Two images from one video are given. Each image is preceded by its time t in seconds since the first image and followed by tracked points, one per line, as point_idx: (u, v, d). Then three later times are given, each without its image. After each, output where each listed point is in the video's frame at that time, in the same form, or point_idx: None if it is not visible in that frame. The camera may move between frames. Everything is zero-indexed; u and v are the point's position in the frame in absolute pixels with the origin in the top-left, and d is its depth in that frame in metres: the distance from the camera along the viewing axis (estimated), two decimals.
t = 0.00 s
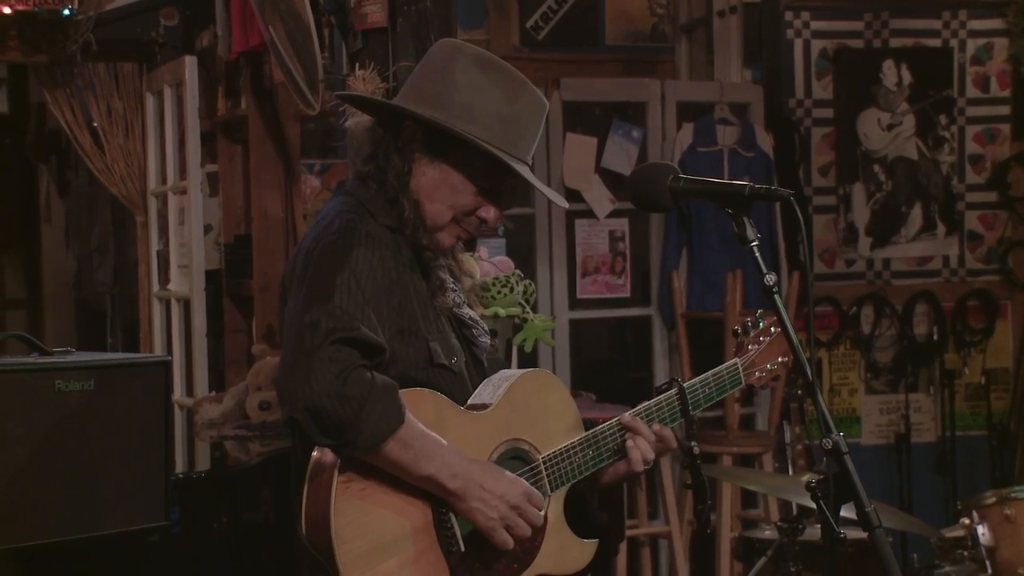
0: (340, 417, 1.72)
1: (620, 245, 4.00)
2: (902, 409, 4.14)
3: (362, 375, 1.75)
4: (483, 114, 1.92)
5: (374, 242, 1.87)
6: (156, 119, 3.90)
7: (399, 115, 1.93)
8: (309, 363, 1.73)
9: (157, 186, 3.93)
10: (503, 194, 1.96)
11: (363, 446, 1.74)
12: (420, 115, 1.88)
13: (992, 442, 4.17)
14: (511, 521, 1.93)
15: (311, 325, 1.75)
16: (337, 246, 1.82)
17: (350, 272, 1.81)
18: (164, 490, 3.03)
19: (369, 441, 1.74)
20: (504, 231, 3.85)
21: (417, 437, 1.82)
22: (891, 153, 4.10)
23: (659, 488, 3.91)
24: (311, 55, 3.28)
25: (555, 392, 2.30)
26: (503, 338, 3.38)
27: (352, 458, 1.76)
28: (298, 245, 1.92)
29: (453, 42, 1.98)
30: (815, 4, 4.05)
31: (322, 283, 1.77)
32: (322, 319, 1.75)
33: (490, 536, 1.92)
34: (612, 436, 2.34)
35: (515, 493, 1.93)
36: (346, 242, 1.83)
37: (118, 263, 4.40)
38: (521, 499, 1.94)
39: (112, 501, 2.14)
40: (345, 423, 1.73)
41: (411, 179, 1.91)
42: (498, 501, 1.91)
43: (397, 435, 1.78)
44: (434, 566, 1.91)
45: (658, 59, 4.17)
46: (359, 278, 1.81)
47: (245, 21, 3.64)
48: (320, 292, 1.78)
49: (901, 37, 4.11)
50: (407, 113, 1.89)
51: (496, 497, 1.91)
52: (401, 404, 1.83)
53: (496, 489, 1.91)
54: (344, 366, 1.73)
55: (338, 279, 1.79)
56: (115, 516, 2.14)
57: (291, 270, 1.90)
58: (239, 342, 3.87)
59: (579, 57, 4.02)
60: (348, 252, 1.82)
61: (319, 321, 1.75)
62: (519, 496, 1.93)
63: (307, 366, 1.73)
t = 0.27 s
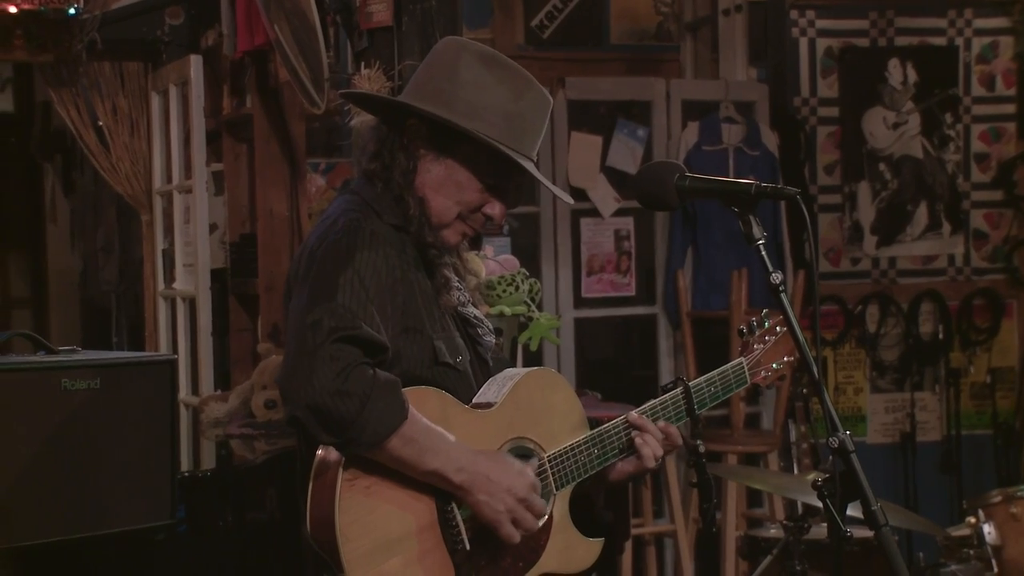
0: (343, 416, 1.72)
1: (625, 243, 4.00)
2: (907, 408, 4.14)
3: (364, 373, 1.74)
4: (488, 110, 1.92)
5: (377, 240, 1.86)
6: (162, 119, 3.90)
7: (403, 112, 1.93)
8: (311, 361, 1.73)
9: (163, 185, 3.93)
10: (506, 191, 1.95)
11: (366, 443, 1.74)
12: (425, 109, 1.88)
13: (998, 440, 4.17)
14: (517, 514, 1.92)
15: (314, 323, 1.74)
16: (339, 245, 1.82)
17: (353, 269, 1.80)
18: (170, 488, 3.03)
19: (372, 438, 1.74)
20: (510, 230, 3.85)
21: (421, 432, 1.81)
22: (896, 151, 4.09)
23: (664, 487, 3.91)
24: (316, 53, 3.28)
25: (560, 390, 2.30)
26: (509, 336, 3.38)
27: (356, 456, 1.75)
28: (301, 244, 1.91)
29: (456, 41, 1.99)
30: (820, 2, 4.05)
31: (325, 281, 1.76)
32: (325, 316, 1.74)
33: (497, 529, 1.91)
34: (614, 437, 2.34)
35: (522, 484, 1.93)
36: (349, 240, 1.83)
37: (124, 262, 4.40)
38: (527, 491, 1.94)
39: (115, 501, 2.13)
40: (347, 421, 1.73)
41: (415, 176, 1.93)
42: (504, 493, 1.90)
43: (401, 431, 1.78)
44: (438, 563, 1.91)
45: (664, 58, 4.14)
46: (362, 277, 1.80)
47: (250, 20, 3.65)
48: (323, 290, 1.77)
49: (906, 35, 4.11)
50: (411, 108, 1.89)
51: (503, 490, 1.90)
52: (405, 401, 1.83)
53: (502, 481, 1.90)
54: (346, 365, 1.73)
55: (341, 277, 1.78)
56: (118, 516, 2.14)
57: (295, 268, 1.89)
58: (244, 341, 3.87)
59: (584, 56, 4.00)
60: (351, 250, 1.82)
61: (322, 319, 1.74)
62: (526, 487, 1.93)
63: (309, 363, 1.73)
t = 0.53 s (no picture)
0: (349, 415, 1.73)
1: (629, 243, 4.00)
2: (910, 408, 4.14)
3: (370, 372, 1.75)
4: (492, 113, 1.93)
5: (383, 239, 1.86)
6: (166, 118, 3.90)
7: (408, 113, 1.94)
8: (317, 359, 1.73)
9: (167, 184, 3.93)
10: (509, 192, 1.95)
11: (371, 442, 1.75)
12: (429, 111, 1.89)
13: (1001, 440, 4.17)
14: (517, 519, 1.92)
15: (320, 321, 1.75)
16: (345, 244, 1.82)
17: (359, 268, 1.80)
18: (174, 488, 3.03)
19: (377, 437, 1.75)
20: (513, 229, 3.85)
21: (423, 434, 1.82)
22: (901, 151, 4.09)
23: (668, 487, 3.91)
24: (321, 53, 3.28)
25: (564, 390, 2.29)
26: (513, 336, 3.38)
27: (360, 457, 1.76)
28: (306, 243, 1.91)
29: (463, 43, 1.99)
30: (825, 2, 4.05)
31: (331, 280, 1.76)
32: (331, 315, 1.74)
33: (497, 534, 1.91)
34: (642, 425, 2.38)
35: (521, 491, 1.93)
36: (354, 239, 1.83)
37: (128, 262, 4.41)
38: (527, 497, 1.94)
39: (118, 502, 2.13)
40: (352, 420, 1.73)
41: (419, 177, 1.93)
42: (503, 499, 1.90)
43: (404, 432, 1.79)
44: (441, 563, 1.91)
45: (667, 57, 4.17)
46: (367, 276, 1.81)
47: (255, 20, 3.65)
48: (328, 289, 1.77)
49: (911, 35, 4.11)
50: (416, 109, 1.90)
51: (503, 496, 1.90)
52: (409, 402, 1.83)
53: (502, 488, 1.90)
54: (352, 364, 1.73)
55: (347, 276, 1.78)
56: (120, 517, 2.13)
57: (299, 266, 1.89)
58: (249, 341, 3.87)
59: (589, 55, 4.01)
60: (356, 250, 1.82)
61: (328, 318, 1.74)
62: (526, 494, 1.93)
63: (315, 362, 1.73)
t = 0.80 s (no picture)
0: (356, 401, 1.73)
1: (631, 241, 4.01)
2: (912, 406, 4.14)
3: (375, 361, 1.76)
4: (491, 111, 1.93)
5: (385, 231, 1.87)
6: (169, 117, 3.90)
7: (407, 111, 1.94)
8: (324, 347, 1.75)
9: (170, 183, 3.93)
10: (507, 184, 1.97)
11: (380, 430, 1.75)
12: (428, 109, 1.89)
13: (1003, 438, 4.17)
14: (526, 510, 1.93)
15: (325, 311, 1.76)
16: (348, 237, 1.83)
17: (362, 259, 1.82)
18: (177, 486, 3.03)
19: (386, 425, 1.75)
20: (515, 228, 3.85)
21: (432, 422, 1.82)
22: (903, 149, 4.09)
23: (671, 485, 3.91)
24: (323, 51, 3.28)
25: (566, 383, 2.30)
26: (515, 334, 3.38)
27: (369, 445, 1.76)
28: (308, 240, 1.92)
29: (462, 42, 2.00)
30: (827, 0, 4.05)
31: (335, 270, 1.78)
32: (336, 305, 1.76)
33: (505, 525, 1.92)
34: (644, 418, 2.41)
35: (529, 480, 1.94)
36: (357, 231, 1.84)
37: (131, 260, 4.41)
38: (535, 487, 1.95)
39: (123, 500, 2.13)
40: (360, 408, 1.74)
41: (419, 176, 1.95)
42: (512, 489, 1.91)
43: (413, 420, 1.79)
44: (450, 555, 1.91)
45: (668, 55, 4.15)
46: (370, 267, 1.82)
47: (257, 18, 3.65)
48: (333, 280, 1.79)
49: (913, 33, 4.11)
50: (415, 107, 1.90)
51: (512, 485, 1.91)
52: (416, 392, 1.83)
53: (511, 477, 1.91)
54: (357, 352, 1.75)
55: (350, 267, 1.80)
56: (122, 517, 2.13)
57: (302, 262, 1.91)
58: (251, 339, 3.87)
59: (591, 54, 4.01)
60: (358, 242, 1.83)
61: (333, 307, 1.76)
62: (533, 484, 1.94)
63: (322, 350, 1.75)
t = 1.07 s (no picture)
0: (371, 388, 1.75)
1: (632, 241, 4.00)
2: (913, 406, 4.14)
3: (388, 348, 1.78)
4: (488, 109, 1.95)
5: (389, 225, 1.88)
6: (169, 117, 3.90)
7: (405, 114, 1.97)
8: (338, 334, 1.75)
9: (169, 183, 3.92)
10: (507, 181, 2.00)
11: (393, 417, 1.77)
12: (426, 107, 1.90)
13: (1004, 438, 4.17)
14: (535, 500, 1.95)
15: (336, 300, 1.77)
16: (355, 229, 1.84)
17: (370, 251, 1.83)
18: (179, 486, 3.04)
19: (401, 411, 1.77)
20: (515, 228, 3.85)
21: (444, 412, 1.84)
22: (903, 150, 4.09)
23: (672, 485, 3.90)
24: (324, 51, 3.28)
25: (565, 379, 2.34)
26: (516, 334, 3.38)
27: (381, 432, 1.78)
28: (309, 237, 1.92)
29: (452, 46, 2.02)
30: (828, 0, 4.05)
31: (345, 261, 1.79)
32: (347, 294, 1.77)
33: (516, 516, 1.94)
34: (643, 415, 2.43)
35: (538, 472, 1.96)
36: (364, 223, 1.85)
37: (131, 260, 4.40)
38: (544, 478, 1.97)
39: (122, 501, 2.12)
40: (375, 396, 1.75)
41: (417, 175, 1.97)
42: (521, 480, 1.93)
43: (426, 407, 1.81)
44: (459, 543, 1.93)
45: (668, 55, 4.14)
46: (379, 259, 1.83)
47: (258, 18, 3.65)
48: (342, 270, 1.79)
49: (914, 33, 4.11)
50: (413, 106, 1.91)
51: (522, 476, 1.93)
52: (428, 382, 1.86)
53: (521, 468, 1.93)
54: (371, 339, 1.76)
55: (359, 258, 1.81)
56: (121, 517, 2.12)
57: (304, 259, 1.91)
58: (252, 338, 3.87)
59: (592, 54, 4.01)
60: (365, 234, 1.84)
61: (344, 296, 1.77)
62: (542, 475, 1.97)
63: (335, 337, 1.75)
